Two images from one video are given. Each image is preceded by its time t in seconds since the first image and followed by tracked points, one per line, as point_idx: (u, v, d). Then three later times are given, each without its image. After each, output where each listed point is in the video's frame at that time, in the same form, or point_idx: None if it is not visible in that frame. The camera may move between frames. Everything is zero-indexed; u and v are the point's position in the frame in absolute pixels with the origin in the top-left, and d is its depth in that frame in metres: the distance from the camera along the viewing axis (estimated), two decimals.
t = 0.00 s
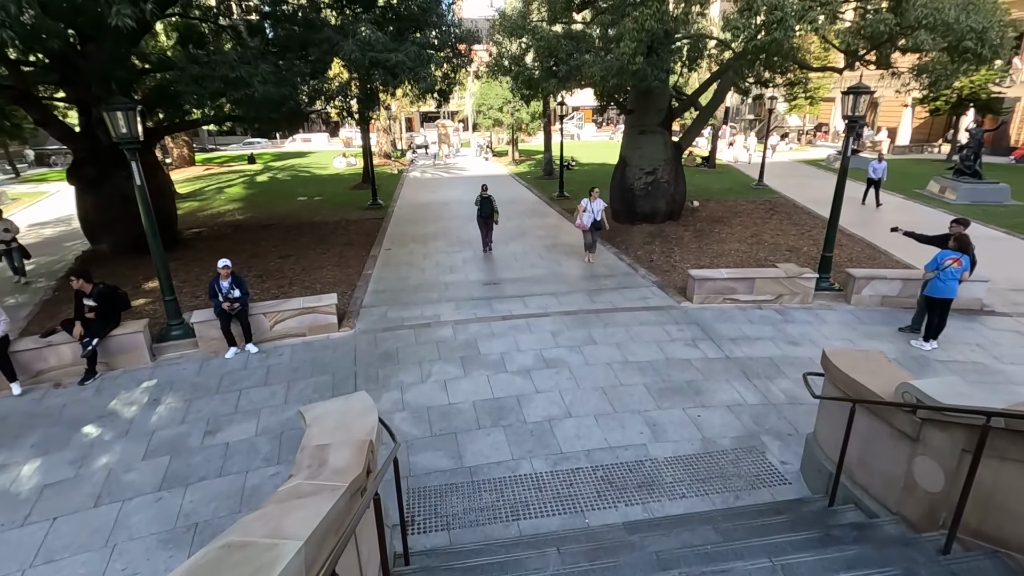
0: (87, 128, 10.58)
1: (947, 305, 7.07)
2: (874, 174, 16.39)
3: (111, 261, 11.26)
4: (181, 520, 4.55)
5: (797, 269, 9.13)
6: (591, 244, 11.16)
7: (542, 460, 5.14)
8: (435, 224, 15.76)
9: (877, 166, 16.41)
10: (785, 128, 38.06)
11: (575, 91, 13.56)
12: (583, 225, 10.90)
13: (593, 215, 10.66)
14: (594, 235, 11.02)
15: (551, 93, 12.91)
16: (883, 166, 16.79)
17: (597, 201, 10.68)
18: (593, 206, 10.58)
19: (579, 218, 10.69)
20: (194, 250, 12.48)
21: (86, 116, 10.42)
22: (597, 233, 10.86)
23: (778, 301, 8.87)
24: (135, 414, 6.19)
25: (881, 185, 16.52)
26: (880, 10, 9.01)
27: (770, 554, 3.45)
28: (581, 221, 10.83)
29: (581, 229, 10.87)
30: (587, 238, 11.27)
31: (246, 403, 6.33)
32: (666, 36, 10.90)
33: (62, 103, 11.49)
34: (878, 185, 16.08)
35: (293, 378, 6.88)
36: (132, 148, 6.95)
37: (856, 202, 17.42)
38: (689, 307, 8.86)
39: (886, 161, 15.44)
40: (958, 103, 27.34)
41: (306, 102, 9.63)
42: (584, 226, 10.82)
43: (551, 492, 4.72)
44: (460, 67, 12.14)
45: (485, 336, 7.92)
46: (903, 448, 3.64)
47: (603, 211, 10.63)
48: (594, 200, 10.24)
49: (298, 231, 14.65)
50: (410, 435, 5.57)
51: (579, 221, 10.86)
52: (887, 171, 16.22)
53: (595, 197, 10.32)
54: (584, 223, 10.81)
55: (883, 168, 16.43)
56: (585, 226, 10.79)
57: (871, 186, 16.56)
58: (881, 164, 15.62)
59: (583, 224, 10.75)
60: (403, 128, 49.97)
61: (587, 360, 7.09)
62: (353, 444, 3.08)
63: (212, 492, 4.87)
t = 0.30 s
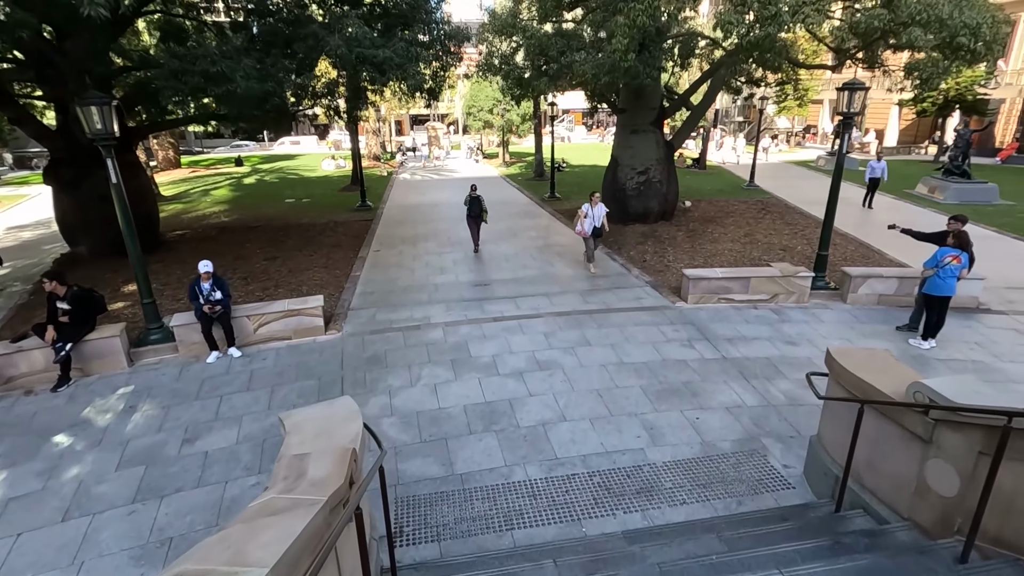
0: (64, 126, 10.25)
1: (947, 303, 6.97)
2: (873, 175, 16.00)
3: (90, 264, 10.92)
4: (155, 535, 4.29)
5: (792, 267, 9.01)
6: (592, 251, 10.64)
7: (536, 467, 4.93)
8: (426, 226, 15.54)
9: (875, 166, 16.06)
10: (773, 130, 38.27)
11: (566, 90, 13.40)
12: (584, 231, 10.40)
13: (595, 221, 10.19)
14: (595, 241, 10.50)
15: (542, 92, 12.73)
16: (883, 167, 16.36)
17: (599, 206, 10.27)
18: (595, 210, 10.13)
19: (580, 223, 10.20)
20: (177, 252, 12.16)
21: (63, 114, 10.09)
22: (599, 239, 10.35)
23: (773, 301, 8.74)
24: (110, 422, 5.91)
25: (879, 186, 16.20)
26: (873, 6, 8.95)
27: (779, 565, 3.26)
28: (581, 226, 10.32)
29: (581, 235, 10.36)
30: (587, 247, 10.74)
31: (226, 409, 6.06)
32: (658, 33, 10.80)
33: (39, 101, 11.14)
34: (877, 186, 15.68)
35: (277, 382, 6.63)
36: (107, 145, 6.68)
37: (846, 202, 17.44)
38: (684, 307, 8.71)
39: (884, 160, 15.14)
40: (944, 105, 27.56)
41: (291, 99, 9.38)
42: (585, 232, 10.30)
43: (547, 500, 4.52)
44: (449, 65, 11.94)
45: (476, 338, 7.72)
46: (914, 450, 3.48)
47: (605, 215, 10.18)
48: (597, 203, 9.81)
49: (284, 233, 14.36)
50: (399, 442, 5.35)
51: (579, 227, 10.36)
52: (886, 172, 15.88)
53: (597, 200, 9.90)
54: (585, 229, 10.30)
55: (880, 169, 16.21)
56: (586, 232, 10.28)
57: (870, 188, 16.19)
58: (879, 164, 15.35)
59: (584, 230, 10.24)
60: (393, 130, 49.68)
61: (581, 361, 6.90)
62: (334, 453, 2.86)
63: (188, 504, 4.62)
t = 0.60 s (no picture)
0: (40, 126, 9.95)
1: (944, 302, 6.92)
2: (870, 178, 15.71)
3: (68, 268, 10.59)
4: (123, 553, 4.04)
5: (787, 268, 8.89)
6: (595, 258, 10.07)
7: (528, 475, 4.73)
8: (415, 228, 15.32)
9: (872, 169, 15.80)
10: (763, 132, 38.39)
11: (558, 91, 13.24)
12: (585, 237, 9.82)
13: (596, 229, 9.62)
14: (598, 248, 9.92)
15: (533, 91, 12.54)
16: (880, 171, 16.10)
17: (602, 210, 9.69)
18: (598, 216, 9.56)
19: (581, 230, 9.62)
20: (159, 255, 11.86)
21: (38, 113, 9.78)
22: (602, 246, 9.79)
23: (769, 302, 8.60)
24: (81, 432, 5.63)
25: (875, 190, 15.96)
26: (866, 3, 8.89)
27: None
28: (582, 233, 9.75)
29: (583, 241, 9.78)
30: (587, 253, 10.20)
31: (205, 418, 5.80)
32: (650, 32, 10.68)
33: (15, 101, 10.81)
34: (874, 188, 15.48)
35: (259, 389, 6.38)
36: (80, 143, 6.41)
37: (838, 203, 17.42)
38: (678, 309, 8.55)
39: (881, 164, 14.89)
40: (932, 107, 27.74)
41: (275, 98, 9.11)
42: (586, 239, 9.73)
43: (539, 510, 4.32)
44: (438, 64, 11.73)
45: (467, 342, 7.51)
46: (923, 457, 3.32)
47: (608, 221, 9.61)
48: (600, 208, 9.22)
49: (270, 236, 14.08)
50: (385, 451, 5.12)
51: (580, 233, 9.78)
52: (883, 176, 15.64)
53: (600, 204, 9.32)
54: (587, 235, 9.72)
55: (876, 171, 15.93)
56: (588, 239, 9.71)
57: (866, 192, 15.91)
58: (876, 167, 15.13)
59: (585, 236, 9.66)
60: (383, 133, 49.37)
61: (574, 365, 6.70)
62: (308, 468, 2.64)
63: (161, 519, 4.36)
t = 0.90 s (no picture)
0: (20, 125, 9.70)
1: (947, 303, 6.79)
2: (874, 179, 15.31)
3: (49, 271, 10.31)
4: (93, 573, 3.80)
5: (786, 269, 8.75)
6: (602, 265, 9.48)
7: (523, 486, 4.52)
8: (408, 230, 15.11)
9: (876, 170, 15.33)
10: (757, 134, 38.42)
11: (552, 91, 13.09)
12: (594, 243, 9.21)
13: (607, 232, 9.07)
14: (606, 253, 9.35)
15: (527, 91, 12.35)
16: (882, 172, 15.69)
17: (609, 214, 9.18)
18: (606, 219, 9.01)
19: (589, 235, 9.04)
20: (145, 258, 11.59)
21: (18, 112, 9.52)
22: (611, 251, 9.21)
23: (768, 303, 8.45)
24: (55, 442, 5.38)
25: (880, 191, 15.51)
26: None
27: None
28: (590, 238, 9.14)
29: (591, 247, 9.18)
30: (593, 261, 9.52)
31: (186, 426, 5.55)
32: (645, 31, 10.54)
33: None
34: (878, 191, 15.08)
35: (243, 396, 6.14)
36: (56, 141, 6.17)
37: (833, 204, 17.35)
38: (676, 311, 8.38)
39: (884, 165, 14.52)
40: (925, 108, 27.81)
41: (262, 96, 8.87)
42: (595, 244, 9.12)
43: (535, 523, 4.11)
44: (431, 63, 11.53)
45: (459, 346, 7.30)
46: (939, 466, 3.15)
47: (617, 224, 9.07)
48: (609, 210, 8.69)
49: (260, 238, 13.83)
50: (374, 461, 4.90)
51: (587, 239, 9.18)
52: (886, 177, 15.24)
53: (609, 207, 8.79)
54: (595, 240, 9.11)
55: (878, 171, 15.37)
56: (597, 244, 9.10)
57: (870, 194, 15.51)
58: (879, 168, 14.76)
59: (594, 241, 9.06)
60: (376, 136, 49.12)
61: (570, 370, 6.51)
62: (284, 485, 2.42)
63: (135, 535, 4.13)
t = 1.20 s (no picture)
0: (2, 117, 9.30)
1: (952, 297, 6.67)
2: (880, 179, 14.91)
3: (31, 269, 10.00)
4: None
5: (787, 264, 8.60)
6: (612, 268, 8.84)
7: (524, 488, 4.32)
8: (402, 228, 14.88)
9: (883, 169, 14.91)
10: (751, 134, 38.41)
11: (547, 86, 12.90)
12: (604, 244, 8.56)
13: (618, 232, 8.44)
14: (616, 255, 8.71)
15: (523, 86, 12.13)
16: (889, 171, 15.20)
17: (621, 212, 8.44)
18: (617, 218, 8.36)
19: (600, 235, 8.38)
20: (131, 256, 11.30)
21: None
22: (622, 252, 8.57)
23: (770, 299, 8.29)
24: (30, 446, 5.12)
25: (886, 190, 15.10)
26: None
27: None
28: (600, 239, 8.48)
29: (602, 248, 8.52)
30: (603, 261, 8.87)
31: (169, 428, 5.31)
32: (642, 23, 10.38)
33: None
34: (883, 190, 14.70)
35: (230, 396, 5.90)
36: (32, 129, 5.90)
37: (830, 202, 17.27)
38: (676, 307, 8.20)
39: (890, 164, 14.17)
40: (918, 107, 27.86)
41: (251, 87, 8.63)
42: (606, 245, 8.46)
43: (537, 527, 3.90)
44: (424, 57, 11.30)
45: (455, 343, 7.09)
46: (967, 464, 2.98)
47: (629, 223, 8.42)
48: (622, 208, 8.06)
49: (250, 236, 13.56)
50: (367, 462, 4.68)
51: (597, 240, 8.52)
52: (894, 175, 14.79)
53: (621, 205, 8.14)
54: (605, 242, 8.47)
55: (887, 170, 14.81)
56: (608, 245, 8.44)
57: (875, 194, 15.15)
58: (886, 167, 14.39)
59: (604, 242, 8.40)
60: (368, 135, 48.78)
61: (570, 367, 6.31)
62: (267, 491, 2.20)
63: (113, 543, 3.88)
